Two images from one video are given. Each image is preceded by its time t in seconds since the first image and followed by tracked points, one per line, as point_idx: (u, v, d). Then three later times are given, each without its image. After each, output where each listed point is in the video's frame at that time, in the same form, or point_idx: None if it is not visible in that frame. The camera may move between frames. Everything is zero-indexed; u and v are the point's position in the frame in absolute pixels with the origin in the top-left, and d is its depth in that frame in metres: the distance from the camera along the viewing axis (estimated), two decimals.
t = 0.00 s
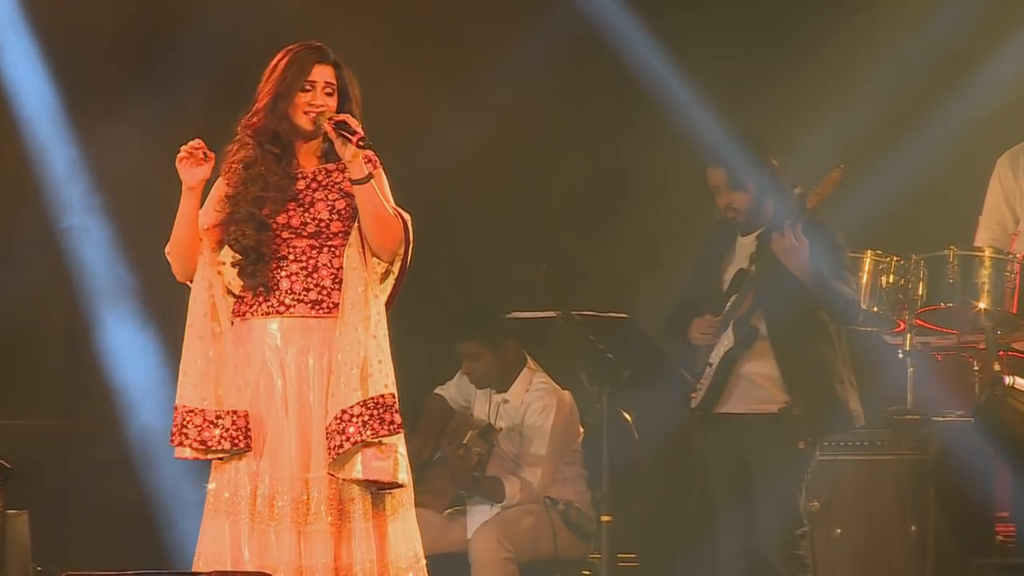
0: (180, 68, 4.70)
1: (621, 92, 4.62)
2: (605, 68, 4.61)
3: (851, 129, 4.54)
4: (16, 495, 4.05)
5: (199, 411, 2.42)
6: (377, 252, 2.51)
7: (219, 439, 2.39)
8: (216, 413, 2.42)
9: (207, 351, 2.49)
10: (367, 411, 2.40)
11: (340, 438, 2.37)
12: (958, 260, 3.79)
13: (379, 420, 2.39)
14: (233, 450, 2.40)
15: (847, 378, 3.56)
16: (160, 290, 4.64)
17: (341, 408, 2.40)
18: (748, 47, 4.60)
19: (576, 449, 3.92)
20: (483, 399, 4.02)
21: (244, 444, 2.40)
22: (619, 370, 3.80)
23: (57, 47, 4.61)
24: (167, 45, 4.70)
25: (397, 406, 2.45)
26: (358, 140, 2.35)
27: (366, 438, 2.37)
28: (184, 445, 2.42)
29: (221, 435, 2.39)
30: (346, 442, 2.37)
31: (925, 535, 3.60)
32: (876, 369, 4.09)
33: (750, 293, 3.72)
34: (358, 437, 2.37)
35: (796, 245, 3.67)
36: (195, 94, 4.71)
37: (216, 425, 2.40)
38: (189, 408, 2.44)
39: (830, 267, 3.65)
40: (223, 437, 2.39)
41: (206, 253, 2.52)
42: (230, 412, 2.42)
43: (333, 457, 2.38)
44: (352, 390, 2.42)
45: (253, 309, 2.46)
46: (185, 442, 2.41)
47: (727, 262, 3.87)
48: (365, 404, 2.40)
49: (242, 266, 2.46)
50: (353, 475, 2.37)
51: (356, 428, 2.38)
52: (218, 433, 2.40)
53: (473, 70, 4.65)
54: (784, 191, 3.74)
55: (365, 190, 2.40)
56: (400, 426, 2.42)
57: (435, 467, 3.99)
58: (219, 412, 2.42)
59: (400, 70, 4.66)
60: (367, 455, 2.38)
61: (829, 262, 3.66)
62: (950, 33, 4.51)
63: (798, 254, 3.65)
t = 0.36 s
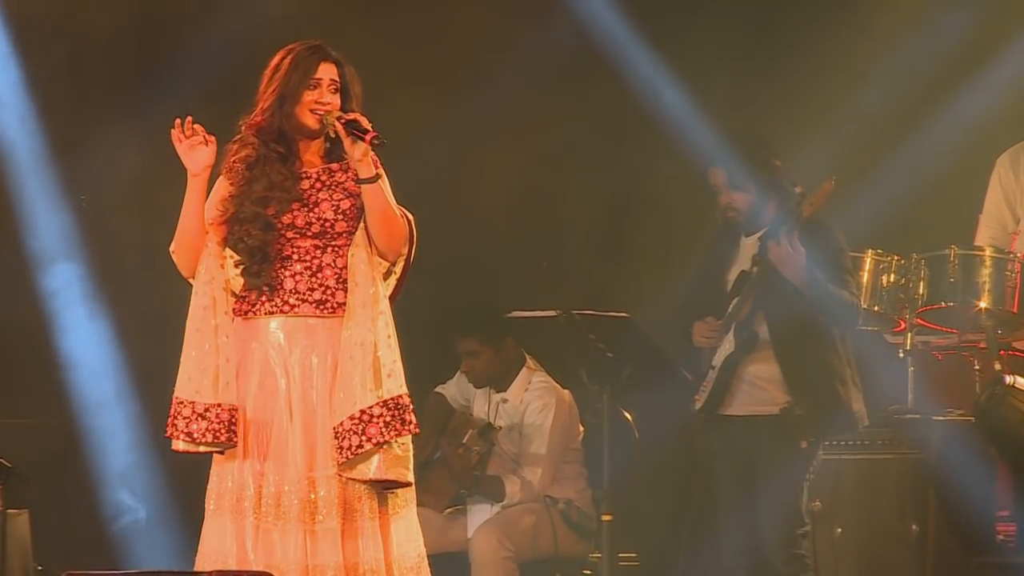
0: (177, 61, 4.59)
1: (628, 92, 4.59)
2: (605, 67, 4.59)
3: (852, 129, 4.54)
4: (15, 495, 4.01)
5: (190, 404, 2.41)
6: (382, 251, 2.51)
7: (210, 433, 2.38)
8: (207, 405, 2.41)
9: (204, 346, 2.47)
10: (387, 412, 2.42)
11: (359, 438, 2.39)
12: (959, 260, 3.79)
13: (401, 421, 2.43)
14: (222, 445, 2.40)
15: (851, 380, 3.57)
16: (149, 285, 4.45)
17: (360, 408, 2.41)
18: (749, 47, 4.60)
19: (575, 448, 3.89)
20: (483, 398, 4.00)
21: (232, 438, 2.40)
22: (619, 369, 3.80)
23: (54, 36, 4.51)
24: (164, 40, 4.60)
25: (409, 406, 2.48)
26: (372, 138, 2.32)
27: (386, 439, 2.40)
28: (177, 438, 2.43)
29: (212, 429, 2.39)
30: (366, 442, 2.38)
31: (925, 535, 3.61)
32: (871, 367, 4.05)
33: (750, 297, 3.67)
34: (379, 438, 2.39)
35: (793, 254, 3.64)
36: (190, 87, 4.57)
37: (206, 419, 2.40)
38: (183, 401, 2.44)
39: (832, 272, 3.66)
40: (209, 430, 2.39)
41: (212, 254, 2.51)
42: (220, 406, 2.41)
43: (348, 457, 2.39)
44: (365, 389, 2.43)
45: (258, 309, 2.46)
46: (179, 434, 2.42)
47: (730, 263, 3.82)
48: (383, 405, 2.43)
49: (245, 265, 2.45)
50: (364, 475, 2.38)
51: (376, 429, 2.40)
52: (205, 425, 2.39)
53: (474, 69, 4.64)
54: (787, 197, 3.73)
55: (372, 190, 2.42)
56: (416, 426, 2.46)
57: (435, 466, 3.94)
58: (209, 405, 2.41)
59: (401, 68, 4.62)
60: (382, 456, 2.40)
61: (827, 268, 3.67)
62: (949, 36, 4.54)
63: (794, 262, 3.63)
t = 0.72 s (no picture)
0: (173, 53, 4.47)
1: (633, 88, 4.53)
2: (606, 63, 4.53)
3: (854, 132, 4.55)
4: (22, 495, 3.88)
5: (214, 412, 2.41)
6: (382, 252, 2.51)
7: (234, 442, 2.38)
8: (229, 414, 2.41)
9: (219, 354, 2.47)
10: (389, 412, 2.44)
11: (363, 438, 2.40)
12: (960, 259, 3.78)
13: (402, 421, 2.45)
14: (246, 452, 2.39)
15: (852, 381, 3.53)
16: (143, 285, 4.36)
17: (363, 408, 2.42)
18: (751, 49, 4.59)
19: (576, 447, 3.89)
20: (484, 397, 4.01)
21: (258, 445, 2.39)
22: (619, 367, 3.80)
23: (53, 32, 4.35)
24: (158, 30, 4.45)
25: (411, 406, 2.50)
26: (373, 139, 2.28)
27: (390, 439, 2.42)
28: (194, 445, 2.41)
29: (235, 437, 2.38)
30: (369, 442, 2.40)
31: (926, 534, 3.61)
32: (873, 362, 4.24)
33: (753, 298, 3.61)
34: (382, 438, 2.41)
35: (791, 255, 3.61)
36: (186, 80, 4.47)
37: (230, 427, 2.39)
38: (201, 410, 2.43)
39: (835, 273, 3.64)
40: (237, 438, 2.38)
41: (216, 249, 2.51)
42: (244, 413, 2.41)
43: (351, 457, 2.39)
44: (368, 389, 2.44)
45: (260, 308, 2.46)
46: (197, 442, 2.41)
47: (733, 263, 3.77)
48: (385, 405, 2.44)
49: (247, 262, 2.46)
50: (368, 475, 2.40)
51: (380, 429, 2.42)
52: (231, 433, 2.39)
53: (474, 67, 4.59)
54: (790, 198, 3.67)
55: (372, 191, 2.42)
56: (418, 426, 2.47)
57: (436, 465, 3.94)
58: (231, 413, 2.41)
59: (401, 65, 4.56)
60: (385, 456, 2.42)
61: (829, 271, 3.63)
62: (950, 36, 4.54)
63: (793, 263, 3.59)
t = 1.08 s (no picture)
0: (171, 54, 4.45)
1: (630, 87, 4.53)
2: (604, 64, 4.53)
3: (858, 132, 4.54)
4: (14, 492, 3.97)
5: (205, 393, 2.43)
6: (380, 253, 2.53)
7: (223, 424, 2.40)
8: (221, 396, 2.43)
9: (216, 335, 2.48)
10: (384, 412, 2.44)
11: (356, 438, 2.41)
12: (961, 259, 3.77)
13: (396, 420, 2.46)
14: (235, 435, 2.41)
15: (852, 380, 3.53)
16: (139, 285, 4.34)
17: (357, 408, 2.43)
18: (748, 48, 4.58)
19: (577, 447, 3.92)
20: (486, 396, 4.04)
21: (246, 429, 2.41)
22: (619, 368, 3.81)
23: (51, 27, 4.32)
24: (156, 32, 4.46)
25: (407, 406, 2.50)
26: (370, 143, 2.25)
27: (383, 439, 2.42)
28: (187, 427, 2.43)
29: (224, 420, 2.40)
30: (362, 441, 2.40)
31: (927, 535, 3.59)
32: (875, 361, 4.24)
33: (753, 294, 3.61)
34: (375, 438, 2.41)
35: (801, 249, 3.58)
36: (184, 80, 4.45)
37: (220, 410, 2.41)
38: (194, 391, 2.45)
39: (835, 269, 3.60)
40: (227, 421, 2.40)
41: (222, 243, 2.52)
42: (236, 396, 2.43)
43: (346, 457, 2.40)
44: (364, 389, 2.45)
45: (259, 308, 2.47)
46: (189, 423, 2.42)
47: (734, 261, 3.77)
48: (380, 405, 2.44)
49: (247, 261, 2.46)
50: (363, 475, 2.40)
51: (373, 428, 2.42)
52: (221, 415, 2.41)
53: (472, 65, 4.58)
54: (790, 196, 3.65)
55: (372, 192, 2.43)
56: (414, 426, 2.48)
57: (437, 466, 3.93)
58: (222, 397, 2.43)
59: (399, 65, 4.58)
60: (380, 456, 2.41)
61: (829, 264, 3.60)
62: (951, 38, 4.54)
63: (800, 257, 3.57)
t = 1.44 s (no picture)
0: (171, 56, 4.47)
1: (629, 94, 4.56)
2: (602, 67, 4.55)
3: (859, 137, 4.58)
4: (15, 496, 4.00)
5: (211, 398, 2.42)
6: (378, 253, 2.53)
7: (230, 428, 2.39)
8: (226, 401, 2.42)
9: (216, 338, 2.47)
10: (383, 412, 2.45)
11: (354, 439, 2.41)
12: (961, 259, 3.76)
13: (395, 421, 2.46)
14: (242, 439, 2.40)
15: (848, 380, 3.55)
16: (139, 286, 4.36)
17: (355, 408, 2.43)
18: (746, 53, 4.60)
19: (576, 446, 3.94)
20: (484, 396, 4.06)
21: (254, 433, 2.40)
22: (620, 369, 3.76)
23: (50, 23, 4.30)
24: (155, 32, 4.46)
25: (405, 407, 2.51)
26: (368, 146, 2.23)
27: (381, 439, 2.43)
28: (192, 432, 2.43)
29: (231, 424, 2.40)
30: (360, 442, 2.41)
31: (927, 534, 3.61)
32: (873, 360, 4.25)
33: (751, 291, 3.59)
34: (374, 439, 2.41)
35: (802, 244, 3.51)
36: (184, 81, 4.48)
37: (226, 414, 2.41)
38: (198, 395, 2.45)
39: (835, 268, 3.57)
40: (233, 426, 2.40)
41: (218, 248, 2.52)
42: (241, 400, 2.42)
43: (344, 458, 2.41)
44: (362, 389, 2.45)
45: (258, 309, 2.48)
46: (195, 428, 2.43)
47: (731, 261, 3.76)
48: (379, 405, 2.45)
49: (247, 262, 2.47)
50: (361, 475, 2.41)
51: (371, 429, 2.43)
52: (227, 419, 2.40)
53: (471, 68, 4.61)
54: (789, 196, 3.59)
55: (370, 193, 2.43)
56: (412, 426, 2.49)
57: (434, 466, 3.91)
58: (228, 400, 2.42)
59: (398, 67, 4.59)
60: (378, 456, 2.43)
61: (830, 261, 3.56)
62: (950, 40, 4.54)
63: (801, 253, 3.50)
